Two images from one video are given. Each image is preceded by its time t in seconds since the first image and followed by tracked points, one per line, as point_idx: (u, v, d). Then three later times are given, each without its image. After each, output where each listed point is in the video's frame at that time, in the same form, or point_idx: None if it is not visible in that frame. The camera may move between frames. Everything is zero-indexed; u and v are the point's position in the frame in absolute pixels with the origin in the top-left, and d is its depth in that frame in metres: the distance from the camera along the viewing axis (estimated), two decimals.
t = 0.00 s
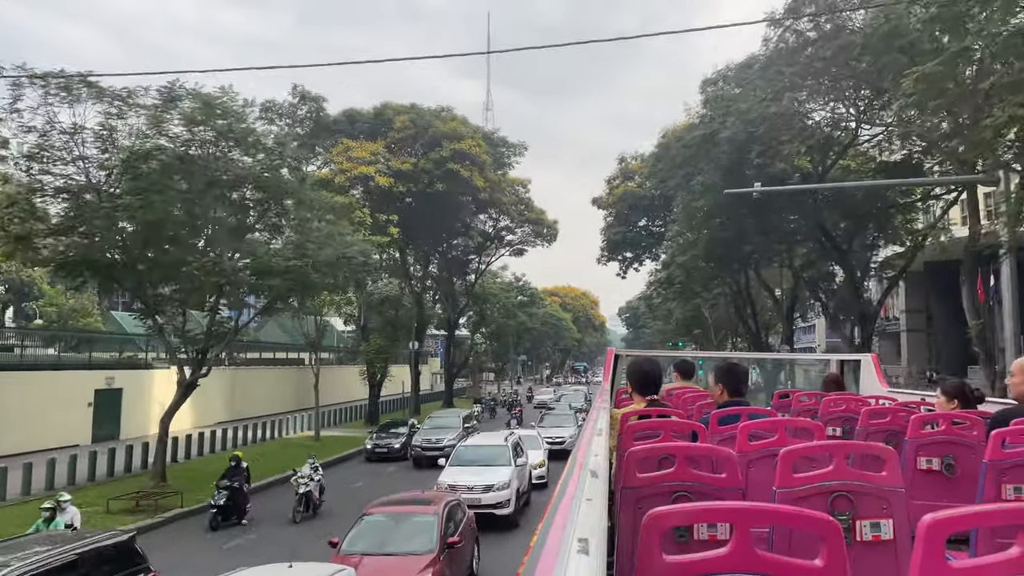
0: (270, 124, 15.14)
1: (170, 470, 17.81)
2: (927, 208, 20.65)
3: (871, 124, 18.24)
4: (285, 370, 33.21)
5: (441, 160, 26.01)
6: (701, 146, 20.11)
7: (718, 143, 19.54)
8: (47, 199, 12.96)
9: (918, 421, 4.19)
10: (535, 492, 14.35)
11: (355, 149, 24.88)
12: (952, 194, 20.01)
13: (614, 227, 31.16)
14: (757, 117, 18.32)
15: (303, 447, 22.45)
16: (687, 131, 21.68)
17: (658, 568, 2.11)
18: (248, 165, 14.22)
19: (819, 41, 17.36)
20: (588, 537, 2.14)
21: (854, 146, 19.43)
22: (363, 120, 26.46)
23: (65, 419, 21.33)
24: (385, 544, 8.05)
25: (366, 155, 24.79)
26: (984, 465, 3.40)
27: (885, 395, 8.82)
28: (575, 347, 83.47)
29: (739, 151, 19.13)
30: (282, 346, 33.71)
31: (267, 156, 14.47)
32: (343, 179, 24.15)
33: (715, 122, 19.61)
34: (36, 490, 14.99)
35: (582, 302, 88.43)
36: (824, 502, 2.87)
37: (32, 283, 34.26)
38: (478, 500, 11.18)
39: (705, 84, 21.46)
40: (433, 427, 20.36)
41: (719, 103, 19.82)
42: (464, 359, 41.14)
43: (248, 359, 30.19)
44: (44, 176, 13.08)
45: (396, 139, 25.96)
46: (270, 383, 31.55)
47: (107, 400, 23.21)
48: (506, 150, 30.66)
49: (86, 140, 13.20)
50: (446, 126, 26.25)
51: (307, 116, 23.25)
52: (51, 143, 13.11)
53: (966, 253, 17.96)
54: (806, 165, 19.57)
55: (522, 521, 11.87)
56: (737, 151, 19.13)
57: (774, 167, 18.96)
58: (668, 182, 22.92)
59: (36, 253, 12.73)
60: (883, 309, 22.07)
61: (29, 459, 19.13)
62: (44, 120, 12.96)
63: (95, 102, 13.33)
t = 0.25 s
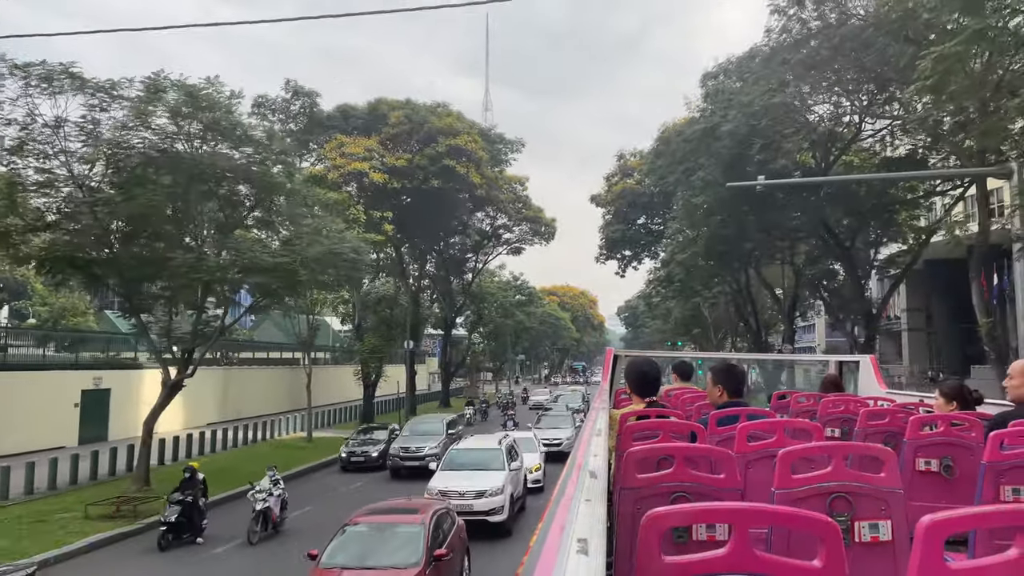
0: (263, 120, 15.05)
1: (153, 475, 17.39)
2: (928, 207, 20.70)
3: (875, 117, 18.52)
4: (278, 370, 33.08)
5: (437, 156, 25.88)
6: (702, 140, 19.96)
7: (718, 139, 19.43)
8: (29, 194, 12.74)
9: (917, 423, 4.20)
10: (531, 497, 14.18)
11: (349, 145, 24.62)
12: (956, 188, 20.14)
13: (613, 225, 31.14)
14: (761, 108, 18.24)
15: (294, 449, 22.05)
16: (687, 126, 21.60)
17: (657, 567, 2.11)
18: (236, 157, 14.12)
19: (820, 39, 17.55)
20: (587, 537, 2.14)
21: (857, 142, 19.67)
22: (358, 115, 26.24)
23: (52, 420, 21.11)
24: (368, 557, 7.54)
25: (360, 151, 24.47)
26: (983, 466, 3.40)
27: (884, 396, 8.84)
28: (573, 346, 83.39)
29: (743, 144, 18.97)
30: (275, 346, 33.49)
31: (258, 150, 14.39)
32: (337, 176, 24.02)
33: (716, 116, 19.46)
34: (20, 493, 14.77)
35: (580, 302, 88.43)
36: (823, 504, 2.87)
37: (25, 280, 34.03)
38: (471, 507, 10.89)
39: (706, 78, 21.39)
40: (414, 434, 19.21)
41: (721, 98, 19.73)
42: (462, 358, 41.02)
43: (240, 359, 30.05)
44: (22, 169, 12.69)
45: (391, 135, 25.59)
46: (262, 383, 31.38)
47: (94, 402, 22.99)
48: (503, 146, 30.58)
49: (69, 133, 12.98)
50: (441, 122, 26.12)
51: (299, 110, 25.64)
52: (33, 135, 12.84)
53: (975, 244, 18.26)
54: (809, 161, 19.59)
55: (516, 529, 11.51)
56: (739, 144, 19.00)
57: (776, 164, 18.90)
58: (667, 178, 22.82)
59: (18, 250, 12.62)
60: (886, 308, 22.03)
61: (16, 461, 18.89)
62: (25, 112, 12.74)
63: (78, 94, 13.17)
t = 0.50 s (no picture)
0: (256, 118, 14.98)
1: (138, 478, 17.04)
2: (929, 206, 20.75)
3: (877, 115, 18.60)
4: (273, 371, 32.96)
5: (432, 153, 25.81)
6: (702, 134, 19.95)
7: (719, 135, 19.38)
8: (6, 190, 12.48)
9: (916, 423, 4.21)
10: (526, 501, 14.00)
11: (343, 143, 24.44)
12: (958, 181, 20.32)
13: (612, 223, 31.14)
14: (764, 100, 18.25)
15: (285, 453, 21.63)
16: (687, 123, 21.56)
17: (655, 567, 2.11)
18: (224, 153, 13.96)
19: (825, 26, 17.31)
20: (584, 537, 2.14)
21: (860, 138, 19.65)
22: (352, 112, 26.19)
23: (35, 423, 20.91)
24: (351, 569, 7.13)
25: (352, 148, 24.22)
26: (981, 466, 3.41)
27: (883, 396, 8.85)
28: (571, 347, 83.48)
29: (745, 139, 18.90)
30: (269, 346, 33.36)
31: (247, 145, 14.18)
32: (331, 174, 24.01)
33: (717, 111, 19.44)
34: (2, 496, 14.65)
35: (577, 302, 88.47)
36: (822, 504, 2.87)
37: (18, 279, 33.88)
38: (462, 514, 10.55)
39: (707, 73, 21.35)
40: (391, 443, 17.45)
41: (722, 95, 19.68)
42: (458, 358, 41.01)
43: (234, 359, 29.92)
44: None
45: (386, 131, 25.51)
46: (256, 384, 31.24)
47: (79, 403, 22.75)
48: (501, 144, 30.61)
49: (50, 127, 12.73)
50: (437, 118, 26.07)
51: (292, 106, 24.88)
52: (11, 128, 12.54)
53: (984, 239, 18.54)
54: (811, 157, 19.81)
55: (510, 538, 11.21)
56: (741, 138, 18.94)
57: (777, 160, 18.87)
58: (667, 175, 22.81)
59: None
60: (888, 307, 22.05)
61: None
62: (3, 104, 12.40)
63: (57, 84, 12.75)
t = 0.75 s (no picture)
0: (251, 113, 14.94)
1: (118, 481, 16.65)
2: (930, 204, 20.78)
3: (880, 112, 18.95)
4: (267, 371, 32.81)
5: (428, 149, 25.78)
6: (703, 128, 19.91)
7: (722, 131, 19.35)
8: None
9: (915, 422, 4.21)
10: (521, 507, 13.74)
11: (336, 138, 23.68)
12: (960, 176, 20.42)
13: (610, 222, 31.16)
14: (767, 93, 18.11)
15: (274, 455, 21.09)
16: (686, 119, 21.50)
17: (654, 566, 2.11)
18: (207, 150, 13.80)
19: (831, 19, 17.30)
20: (583, 536, 2.14)
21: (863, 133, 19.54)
22: (347, 108, 26.14)
23: (20, 426, 20.74)
24: None
25: (346, 144, 23.63)
26: (980, 465, 3.41)
27: (882, 397, 8.83)
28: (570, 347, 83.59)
29: (747, 134, 18.85)
30: (263, 346, 33.27)
31: (233, 137, 14.13)
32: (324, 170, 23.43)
33: (719, 105, 19.40)
34: None
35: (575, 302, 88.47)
36: (820, 503, 2.87)
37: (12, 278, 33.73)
38: (453, 522, 10.14)
39: (708, 67, 21.27)
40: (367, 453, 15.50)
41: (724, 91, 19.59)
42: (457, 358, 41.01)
43: (227, 359, 29.77)
44: None
45: (381, 127, 25.50)
46: (250, 383, 31.08)
47: (65, 404, 22.55)
48: (499, 141, 30.63)
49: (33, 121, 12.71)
50: (433, 114, 26.09)
51: (286, 102, 24.98)
52: None
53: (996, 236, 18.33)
54: (813, 153, 19.91)
55: (504, 546, 10.80)
56: (743, 133, 18.89)
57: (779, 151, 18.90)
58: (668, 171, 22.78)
59: None
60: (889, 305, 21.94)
61: None
62: None
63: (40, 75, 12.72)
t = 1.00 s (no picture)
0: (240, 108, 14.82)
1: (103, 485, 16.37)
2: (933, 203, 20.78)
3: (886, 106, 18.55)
4: (262, 371, 32.69)
5: (423, 145, 25.53)
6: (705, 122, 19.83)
7: (723, 126, 19.26)
8: None
9: (914, 422, 4.22)
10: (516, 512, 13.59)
11: (329, 133, 24.06)
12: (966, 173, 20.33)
13: (609, 220, 31.14)
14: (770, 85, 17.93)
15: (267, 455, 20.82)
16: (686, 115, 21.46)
17: (654, 566, 2.11)
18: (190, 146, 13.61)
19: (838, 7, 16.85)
20: (582, 537, 2.14)
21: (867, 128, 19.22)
22: (342, 103, 26.05)
23: (7, 429, 20.64)
24: None
25: (340, 140, 23.73)
26: (979, 465, 3.42)
27: (881, 396, 8.85)
28: (569, 347, 83.67)
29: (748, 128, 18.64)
30: (258, 346, 33.20)
31: (218, 130, 13.83)
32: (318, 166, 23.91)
33: (721, 99, 19.32)
34: None
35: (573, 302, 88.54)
36: (819, 503, 2.87)
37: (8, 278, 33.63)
38: (444, 531, 10.00)
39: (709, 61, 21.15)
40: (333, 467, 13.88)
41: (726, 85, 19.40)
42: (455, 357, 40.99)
43: (221, 359, 29.64)
44: None
45: (377, 123, 25.47)
46: (244, 383, 30.97)
47: (52, 405, 22.41)
48: (496, 138, 30.67)
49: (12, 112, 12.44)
50: (428, 110, 26.04)
51: (279, 97, 25.27)
52: None
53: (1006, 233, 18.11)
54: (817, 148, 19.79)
55: (498, 555, 10.62)
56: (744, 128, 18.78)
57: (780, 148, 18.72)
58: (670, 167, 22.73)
59: None
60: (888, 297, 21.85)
61: None
62: None
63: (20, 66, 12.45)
